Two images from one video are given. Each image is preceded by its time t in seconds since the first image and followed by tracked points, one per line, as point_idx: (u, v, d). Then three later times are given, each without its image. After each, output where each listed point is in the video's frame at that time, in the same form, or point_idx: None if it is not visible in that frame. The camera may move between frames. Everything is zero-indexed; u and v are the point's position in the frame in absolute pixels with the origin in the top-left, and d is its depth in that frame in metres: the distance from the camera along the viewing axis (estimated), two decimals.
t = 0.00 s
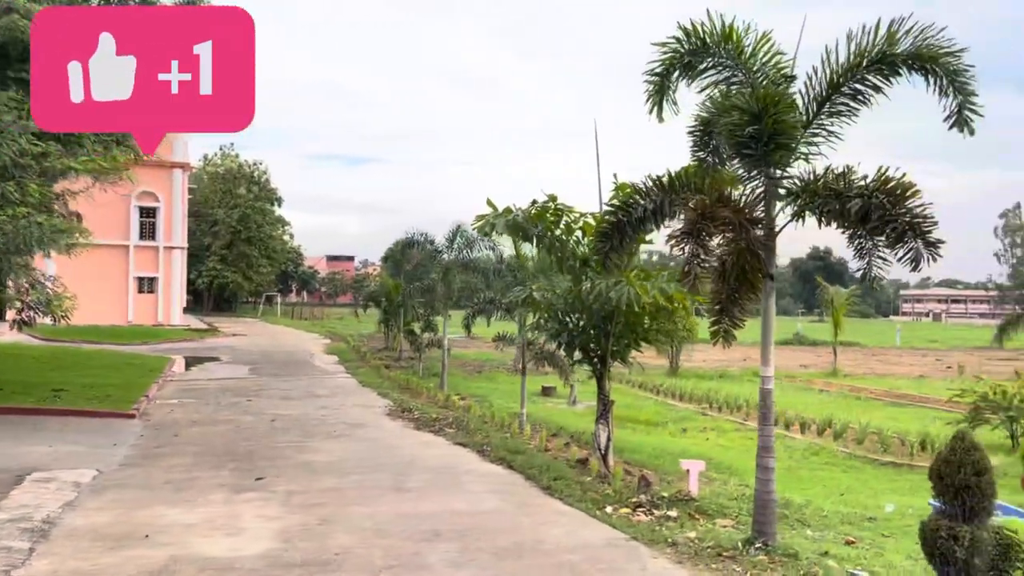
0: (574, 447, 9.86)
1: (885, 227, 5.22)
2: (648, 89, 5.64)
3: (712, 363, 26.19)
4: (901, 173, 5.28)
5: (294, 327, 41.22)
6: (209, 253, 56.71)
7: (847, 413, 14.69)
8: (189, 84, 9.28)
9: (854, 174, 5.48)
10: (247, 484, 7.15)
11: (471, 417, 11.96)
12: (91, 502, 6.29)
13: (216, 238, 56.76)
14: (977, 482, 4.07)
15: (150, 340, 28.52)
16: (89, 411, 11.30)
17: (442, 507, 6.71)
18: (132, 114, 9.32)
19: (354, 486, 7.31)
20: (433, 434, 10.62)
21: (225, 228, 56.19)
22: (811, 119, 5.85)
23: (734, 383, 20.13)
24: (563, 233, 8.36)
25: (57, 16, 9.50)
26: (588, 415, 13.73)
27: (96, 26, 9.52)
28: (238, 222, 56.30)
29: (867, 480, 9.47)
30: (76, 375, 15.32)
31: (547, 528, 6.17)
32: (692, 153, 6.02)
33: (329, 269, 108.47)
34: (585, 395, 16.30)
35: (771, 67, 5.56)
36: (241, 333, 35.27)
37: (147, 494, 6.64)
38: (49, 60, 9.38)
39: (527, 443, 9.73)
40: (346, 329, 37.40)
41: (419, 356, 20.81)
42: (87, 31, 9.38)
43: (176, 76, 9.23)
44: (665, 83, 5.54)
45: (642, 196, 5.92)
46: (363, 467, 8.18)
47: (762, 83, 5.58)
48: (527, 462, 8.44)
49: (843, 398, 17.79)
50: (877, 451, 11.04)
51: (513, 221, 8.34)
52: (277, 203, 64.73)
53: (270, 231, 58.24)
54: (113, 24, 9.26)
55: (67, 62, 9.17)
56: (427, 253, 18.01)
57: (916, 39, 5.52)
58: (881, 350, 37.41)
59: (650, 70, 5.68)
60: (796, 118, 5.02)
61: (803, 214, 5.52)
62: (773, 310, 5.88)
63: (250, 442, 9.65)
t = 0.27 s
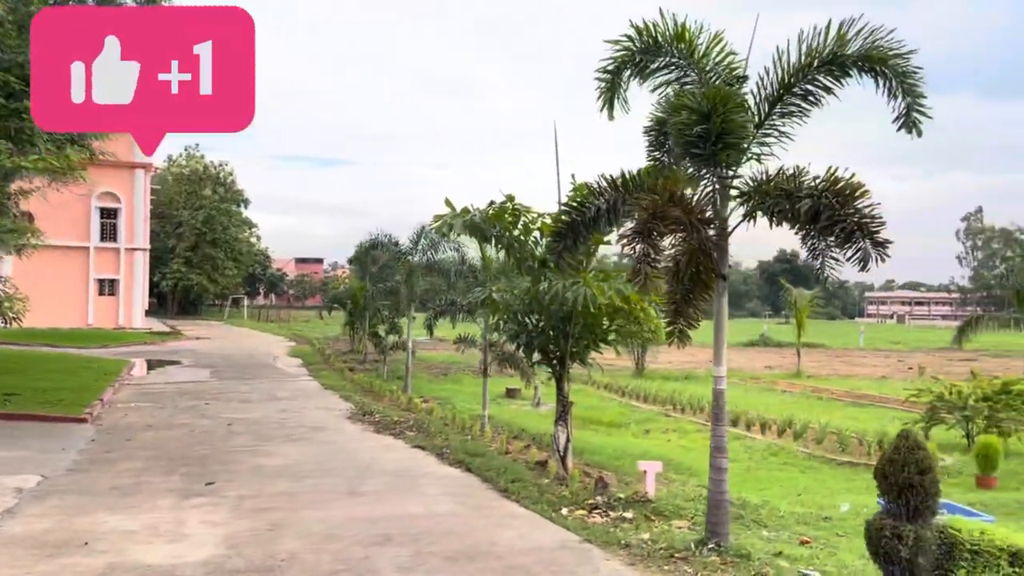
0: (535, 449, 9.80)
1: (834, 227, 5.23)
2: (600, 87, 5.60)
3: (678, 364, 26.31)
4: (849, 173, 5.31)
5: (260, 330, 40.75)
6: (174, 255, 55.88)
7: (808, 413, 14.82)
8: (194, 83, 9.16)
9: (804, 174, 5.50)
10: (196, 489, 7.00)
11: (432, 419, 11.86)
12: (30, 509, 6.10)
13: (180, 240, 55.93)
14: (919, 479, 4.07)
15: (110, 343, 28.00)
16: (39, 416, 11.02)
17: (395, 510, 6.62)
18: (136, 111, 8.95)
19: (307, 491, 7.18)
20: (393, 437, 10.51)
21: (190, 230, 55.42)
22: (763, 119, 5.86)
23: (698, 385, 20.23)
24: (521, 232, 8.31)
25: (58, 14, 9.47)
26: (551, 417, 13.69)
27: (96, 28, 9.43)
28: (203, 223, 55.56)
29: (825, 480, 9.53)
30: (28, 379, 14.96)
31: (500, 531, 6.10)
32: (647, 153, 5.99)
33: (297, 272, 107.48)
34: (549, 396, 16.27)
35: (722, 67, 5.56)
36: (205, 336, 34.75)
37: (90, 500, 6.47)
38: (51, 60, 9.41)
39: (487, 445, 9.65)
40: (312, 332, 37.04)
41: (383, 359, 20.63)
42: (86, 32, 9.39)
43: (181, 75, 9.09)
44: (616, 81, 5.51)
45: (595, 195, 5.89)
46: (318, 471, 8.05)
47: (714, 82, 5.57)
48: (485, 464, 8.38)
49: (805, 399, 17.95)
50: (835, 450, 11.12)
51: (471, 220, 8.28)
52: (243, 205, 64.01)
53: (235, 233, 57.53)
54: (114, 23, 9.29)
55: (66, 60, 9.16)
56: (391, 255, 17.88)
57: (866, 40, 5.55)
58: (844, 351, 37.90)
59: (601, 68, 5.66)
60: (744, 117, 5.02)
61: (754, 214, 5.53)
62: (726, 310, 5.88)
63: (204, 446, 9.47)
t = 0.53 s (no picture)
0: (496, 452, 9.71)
1: (787, 226, 5.21)
2: (554, 83, 5.54)
3: (644, 366, 26.39)
4: (802, 173, 5.29)
5: (225, 333, 40.23)
6: (138, 257, 54.99)
7: (771, 414, 14.90)
8: (197, 83, 8.48)
9: (757, 174, 5.48)
10: (144, 495, 6.82)
11: (394, 422, 11.72)
12: None
13: (145, 241, 55.06)
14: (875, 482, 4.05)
15: (69, 347, 27.43)
16: None
17: (348, 515, 6.50)
18: (135, 111, 8.43)
19: (260, 496, 7.04)
20: (353, 440, 10.36)
21: (155, 231, 54.56)
22: (718, 118, 5.83)
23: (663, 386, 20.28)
24: (481, 233, 8.21)
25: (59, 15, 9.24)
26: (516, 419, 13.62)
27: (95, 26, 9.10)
28: (168, 225, 54.74)
29: (785, 480, 9.56)
30: None
31: (455, 535, 6.01)
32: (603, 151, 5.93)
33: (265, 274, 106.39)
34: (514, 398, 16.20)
35: (677, 65, 5.52)
36: (168, 339, 34.18)
37: (32, 508, 6.27)
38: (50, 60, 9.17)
39: (447, 448, 9.55)
40: (278, 335, 36.63)
41: (348, 361, 20.42)
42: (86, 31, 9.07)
43: (185, 74, 8.49)
44: (570, 78, 5.45)
45: (550, 194, 5.83)
46: (273, 475, 7.90)
47: (668, 80, 5.53)
48: (444, 467, 8.27)
49: (768, 400, 18.06)
50: (795, 451, 11.17)
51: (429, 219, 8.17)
52: (209, 206, 63.22)
53: (201, 235, 56.76)
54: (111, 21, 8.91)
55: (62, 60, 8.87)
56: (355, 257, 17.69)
57: (819, 39, 5.53)
58: (809, 352, 38.29)
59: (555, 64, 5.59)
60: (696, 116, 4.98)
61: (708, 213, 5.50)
62: (681, 310, 5.84)
63: (157, 451, 9.26)
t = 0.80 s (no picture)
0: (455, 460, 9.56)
1: (741, 232, 5.14)
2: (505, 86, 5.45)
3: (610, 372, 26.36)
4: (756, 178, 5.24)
5: (188, 339, 39.56)
6: (99, 261, 53.94)
7: (734, 420, 14.89)
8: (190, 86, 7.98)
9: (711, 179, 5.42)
10: (85, 508, 6.58)
11: (353, 430, 11.51)
12: None
13: (106, 245, 54.03)
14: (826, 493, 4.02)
15: (24, 353, 26.75)
16: None
17: (296, 528, 6.31)
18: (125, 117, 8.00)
19: (207, 508, 6.83)
20: (309, 449, 10.14)
21: (116, 235, 53.55)
22: (673, 123, 5.75)
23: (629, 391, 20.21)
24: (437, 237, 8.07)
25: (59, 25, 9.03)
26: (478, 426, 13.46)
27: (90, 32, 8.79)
28: (130, 228, 53.76)
29: (745, 487, 9.52)
30: None
31: (405, 548, 5.86)
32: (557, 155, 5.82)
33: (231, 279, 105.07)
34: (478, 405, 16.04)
35: (630, 67, 5.44)
36: (128, 344, 33.48)
37: None
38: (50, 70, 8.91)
39: (405, 457, 9.37)
40: (242, 340, 36.07)
41: (311, 367, 20.12)
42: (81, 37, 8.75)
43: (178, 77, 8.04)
44: (522, 80, 5.35)
45: (503, 197, 5.70)
46: (222, 486, 7.68)
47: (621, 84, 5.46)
48: (399, 477, 8.09)
49: (733, 405, 18.05)
50: (757, 457, 11.15)
51: (384, 224, 8.01)
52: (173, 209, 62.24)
53: (164, 239, 55.84)
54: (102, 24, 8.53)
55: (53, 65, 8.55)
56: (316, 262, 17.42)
57: (775, 43, 5.48)
58: (775, 358, 38.56)
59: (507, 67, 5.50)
60: (649, 119, 4.90)
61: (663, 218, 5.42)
62: (637, 316, 5.74)
63: (104, 461, 8.99)
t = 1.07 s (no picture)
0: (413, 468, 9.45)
1: (691, 237, 5.14)
2: (455, 89, 5.40)
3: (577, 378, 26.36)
4: (706, 184, 5.26)
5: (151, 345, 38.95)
6: (61, 266, 52.99)
7: (697, 426, 14.92)
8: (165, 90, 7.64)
9: (663, 185, 5.43)
10: (25, 518, 6.40)
11: (311, 437, 11.35)
12: None
13: (68, 249, 53.08)
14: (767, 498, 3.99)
15: None
16: None
17: (242, 539, 6.17)
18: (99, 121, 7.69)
19: (153, 518, 6.68)
20: (264, 458, 9.96)
21: (79, 240, 52.64)
22: (626, 127, 5.73)
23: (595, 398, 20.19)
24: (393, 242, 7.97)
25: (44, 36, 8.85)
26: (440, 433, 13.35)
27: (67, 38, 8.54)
28: (93, 233, 52.86)
29: (704, 494, 9.52)
30: None
31: (354, 558, 5.76)
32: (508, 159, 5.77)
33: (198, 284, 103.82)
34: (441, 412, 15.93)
35: (582, 71, 5.41)
36: (89, 350, 32.89)
37: None
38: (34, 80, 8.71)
39: (362, 464, 9.24)
40: (207, 346, 35.60)
41: (273, 374, 19.86)
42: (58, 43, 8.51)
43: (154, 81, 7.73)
44: (471, 84, 5.32)
45: (452, 201, 5.61)
46: (171, 496, 7.52)
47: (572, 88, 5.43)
48: (354, 485, 7.97)
49: (697, 412, 18.10)
50: (717, 463, 11.17)
51: (338, 228, 7.89)
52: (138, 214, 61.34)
53: (128, 243, 54.99)
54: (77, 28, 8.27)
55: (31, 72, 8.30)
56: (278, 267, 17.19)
57: (726, 49, 5.49)
58: (742, 364, 38.84)
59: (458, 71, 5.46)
60: (597, 123, 4.87)
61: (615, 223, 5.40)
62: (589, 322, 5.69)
63: (51, 470, 8.77)
